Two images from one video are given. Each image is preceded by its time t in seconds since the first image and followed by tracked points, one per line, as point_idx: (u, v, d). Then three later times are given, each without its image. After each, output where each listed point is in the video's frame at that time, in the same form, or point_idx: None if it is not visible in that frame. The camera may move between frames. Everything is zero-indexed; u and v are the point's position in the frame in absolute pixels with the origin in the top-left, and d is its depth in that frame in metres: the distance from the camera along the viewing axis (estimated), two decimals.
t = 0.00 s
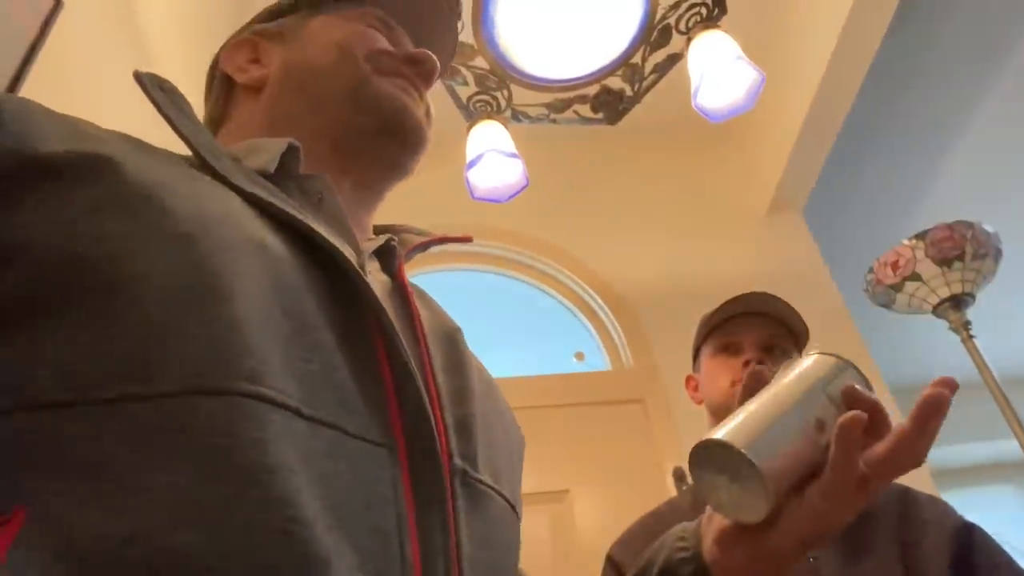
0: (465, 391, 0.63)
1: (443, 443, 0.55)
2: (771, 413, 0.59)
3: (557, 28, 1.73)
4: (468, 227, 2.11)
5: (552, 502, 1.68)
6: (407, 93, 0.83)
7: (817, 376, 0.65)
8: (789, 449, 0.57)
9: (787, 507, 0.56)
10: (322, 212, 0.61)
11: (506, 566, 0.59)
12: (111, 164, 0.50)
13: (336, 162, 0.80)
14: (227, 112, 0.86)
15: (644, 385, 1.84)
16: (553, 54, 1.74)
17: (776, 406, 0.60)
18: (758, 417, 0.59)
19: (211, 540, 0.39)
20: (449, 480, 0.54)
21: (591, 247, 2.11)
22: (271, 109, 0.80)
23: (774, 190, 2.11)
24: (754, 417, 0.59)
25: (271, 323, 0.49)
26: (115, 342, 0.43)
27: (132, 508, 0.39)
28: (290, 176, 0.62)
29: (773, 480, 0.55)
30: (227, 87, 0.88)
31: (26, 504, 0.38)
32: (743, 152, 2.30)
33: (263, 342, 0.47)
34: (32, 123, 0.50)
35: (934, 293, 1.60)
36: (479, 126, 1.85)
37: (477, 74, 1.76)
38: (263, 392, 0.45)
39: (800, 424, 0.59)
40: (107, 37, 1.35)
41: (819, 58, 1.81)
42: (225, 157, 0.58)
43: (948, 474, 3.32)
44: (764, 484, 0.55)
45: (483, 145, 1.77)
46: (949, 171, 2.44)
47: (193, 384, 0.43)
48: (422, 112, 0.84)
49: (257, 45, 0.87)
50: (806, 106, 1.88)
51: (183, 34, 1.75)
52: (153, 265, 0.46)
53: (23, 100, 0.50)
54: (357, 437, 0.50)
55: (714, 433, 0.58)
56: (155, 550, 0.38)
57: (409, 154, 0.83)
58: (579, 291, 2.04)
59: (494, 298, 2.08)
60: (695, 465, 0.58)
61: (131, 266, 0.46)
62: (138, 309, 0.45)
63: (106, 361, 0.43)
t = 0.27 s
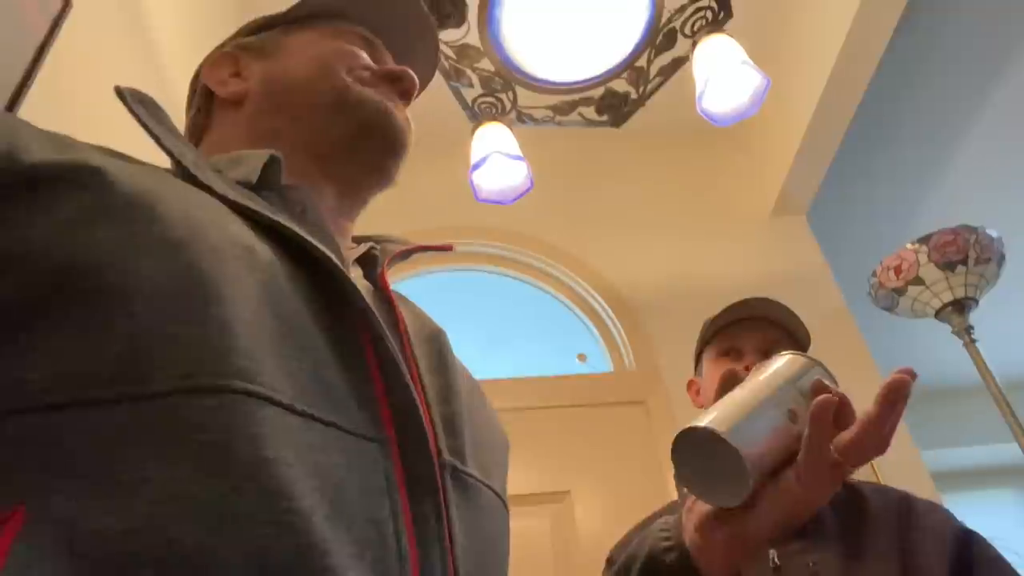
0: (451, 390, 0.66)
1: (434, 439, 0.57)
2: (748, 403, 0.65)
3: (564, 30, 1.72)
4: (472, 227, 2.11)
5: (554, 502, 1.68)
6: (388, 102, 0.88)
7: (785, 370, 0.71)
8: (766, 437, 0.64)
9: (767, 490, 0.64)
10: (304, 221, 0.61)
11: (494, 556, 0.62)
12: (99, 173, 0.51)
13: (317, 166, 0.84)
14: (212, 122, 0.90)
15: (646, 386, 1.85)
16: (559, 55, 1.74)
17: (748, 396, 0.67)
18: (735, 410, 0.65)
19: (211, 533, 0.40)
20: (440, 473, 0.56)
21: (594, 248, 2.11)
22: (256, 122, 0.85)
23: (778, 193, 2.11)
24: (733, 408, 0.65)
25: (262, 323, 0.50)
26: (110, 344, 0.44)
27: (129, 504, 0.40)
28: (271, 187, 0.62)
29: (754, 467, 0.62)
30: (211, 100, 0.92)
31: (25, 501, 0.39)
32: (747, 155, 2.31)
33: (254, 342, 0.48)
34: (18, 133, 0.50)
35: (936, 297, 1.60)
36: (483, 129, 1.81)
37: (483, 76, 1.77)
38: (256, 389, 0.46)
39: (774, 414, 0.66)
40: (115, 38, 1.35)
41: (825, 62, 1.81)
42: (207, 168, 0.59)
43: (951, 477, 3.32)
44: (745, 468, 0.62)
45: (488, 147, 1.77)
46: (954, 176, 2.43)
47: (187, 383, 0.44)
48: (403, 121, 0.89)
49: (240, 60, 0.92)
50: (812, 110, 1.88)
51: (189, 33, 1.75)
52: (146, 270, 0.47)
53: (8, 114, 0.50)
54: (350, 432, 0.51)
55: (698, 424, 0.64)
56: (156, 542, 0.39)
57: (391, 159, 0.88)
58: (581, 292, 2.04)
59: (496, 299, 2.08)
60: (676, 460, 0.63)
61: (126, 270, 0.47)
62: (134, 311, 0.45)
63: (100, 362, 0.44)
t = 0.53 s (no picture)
0: (446, 383, 0.66)
1: (431, 431, 0.58)
2: (748, 374, 0.67)
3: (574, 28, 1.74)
4: (477, 225, 2.12)
5: (556, 501, 1.68)
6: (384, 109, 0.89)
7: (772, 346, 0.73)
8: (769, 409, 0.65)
9: (767, 455, 0.66)
10: (296, 219, 0.62)
11: (496, 550, 0.62)
12: (91, 177, 0.52)
13: (306, 170, 0.85)
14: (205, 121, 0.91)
15: (649, 385, 1.85)
16: (566, 53, 1.73)
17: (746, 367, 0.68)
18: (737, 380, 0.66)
19: (213, 525, 0.41)
20: (439, 464, 0.57)
21: (600, 247, 2.11)
22: (249, 123, 0.85)
23: (784, 193, 2.11)
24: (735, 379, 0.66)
25: (257, 320, 0.50)
26: (108, 343, 0.45)
27: (128, 500, 0.40)
28: (261, 187, 0.63)
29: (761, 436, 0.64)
30: (206, 98, 0.93)
31: (27, 499, 0.39)
32: (753, 155, 2.31)
33: (249, 338, 0.48)
34: (8, 140, 0.51)
35: (940, 299, 1.60)
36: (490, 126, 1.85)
37: (489, 74, 1.77)
38: (253, 384, 0.46)
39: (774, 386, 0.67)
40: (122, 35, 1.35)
41: (831, 62, 1.81)
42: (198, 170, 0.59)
43: (955, 479, 3.31)
44: (750, 437, 0.63)
45: (494, 145, 1.78)
46: (960, 177, 2.43)
47: (184, 380, 0.44)
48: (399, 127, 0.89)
49: (236, 58, 0.93)
50: (818, 110, 1.88)
51: (197, 30, 1.75)
52: (143, 269, 0.48)
53: None
54: (348, 425, 0.52)
55: (708, 395, 0.64)
56: (157, 535, 0.39)
57: (383, 165, 0.88)
58: (585, 291, 2.04)
59: (500, 297, 2.09)
60: (684, 431, 0.64)
61: (123, 270, 0.47)
62: (131, 309, 0.46)
63: (97, 361, 0.44)
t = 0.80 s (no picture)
0: (444, 381, 0.66)
1: (429, 427, 0.58)
2: (737, 364, 0.69)
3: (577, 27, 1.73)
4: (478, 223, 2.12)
5: (555, 498, 1.69)
6: (385, 114, 0.89)
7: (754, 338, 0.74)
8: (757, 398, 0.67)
9: (756, 442, 0.70)
10: (294, 218, 0.62)
11: (495, 547, 0.62)
12: (90, 174, 0.52)
13: (302, 171, 0.85)
14: (204, 117, 0.92)
15: (650, 384, 1.85)
16: (570, 53, 1.74)
17: (733, 359, 0.70)
18: (726, 371, 0.68)
19: (213, 521, 0.41)
20: (438, 460, 0.57)
21: (601, 246, 2.11)
22: (249, 122, 0.86)
23: (786, 192, 2.11)
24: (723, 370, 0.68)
25: (256, 318, 0.51)
26: (109, 339, 0.45)
27: (129, 496, 0.40)
28: (258, 185, 0.63)
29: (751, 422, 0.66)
30: (207, 94, 0.93)
31: (29, 496, 0.39)
32: (755, 154, 2.31)
33: (249, 335, 0.49)
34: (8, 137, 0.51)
35: (941, 298, 1.60)
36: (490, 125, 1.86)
37: (491, 71, 1.77)
38: (252, 381, 0.47)
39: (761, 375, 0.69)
40: (123, 32, 1.35)
41: (833, 61, 1.81)
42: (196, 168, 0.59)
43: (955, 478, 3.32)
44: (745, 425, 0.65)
45: (495, 143, 1.78)
46: (962, 177, 2.43)
47: (185, 376, 0.45)
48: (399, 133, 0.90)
49: (238, 55, 0.94)
50: (819, 110, 1.88)
51: (199, 27, 1.75)
52: (143, 267, 0.48)
53: None
54: (348, 422, 0.52)
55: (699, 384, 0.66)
56: (158, 532, 0.40)
57: (381, 169, 0.88)
58: (586, 290, 2.04)
59: (500, 295, 2.08)
60: (679, 420, 0.66)
61: (123, 267, 0.48)
62: (132, 306, 0.46)
63: (98, 357, 0.44)
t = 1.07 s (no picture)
0: (441, 379, 0.66)
1: (426, 426, 0.58)
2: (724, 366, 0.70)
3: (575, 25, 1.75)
4: (475, 221, 2.12)
5: (552, 496, 1.69)
6: (384, 111, 0.89)
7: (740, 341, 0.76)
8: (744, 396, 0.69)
9: (745, 443, 0.69)
10: (292, 216, 0.62)
11: (491, 546, 0.62)
12: (87, 172, 0.52)
13: (300, 169, 0.85)
14: (202, 113, 0.91)
15: (647, 381, 1.85)
16: (569, 51, 1.75)
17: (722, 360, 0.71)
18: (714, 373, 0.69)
19: (211, 518, 0.41)
20: (435, 458, 0.57)
21: (598, 243, 2.11)
22: (248, 119, 0.86)
23: (783, 190, 2.11)
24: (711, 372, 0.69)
25: (252, 315, 0.50)
26: (105, 336, 0.45)
27: (125, 494, 0.40)
28: (255, 183, 0.63)
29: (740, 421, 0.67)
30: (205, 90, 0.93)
31: (24, 492, 0.39)
32: (753, 151, 2.31)
33: (245, 333, 0.49)
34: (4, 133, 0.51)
35: (938, 295, 1.60)
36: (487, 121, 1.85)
37: (488, 68, 1.76)
38: (249, 380, 0.47)
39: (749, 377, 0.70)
40: (121, 29, 1.34)
41: (831, 58, 1.80)
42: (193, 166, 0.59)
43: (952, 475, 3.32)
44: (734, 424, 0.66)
45: (492, 140, 1.77)
46: (960, 174, 2.43)
47: (182, 374, 0.45)
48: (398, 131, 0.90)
49: (237, 52, 0.94)
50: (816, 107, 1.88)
51: (197, 23, 1.75)
52: (139, 264, 0.48)
53: None
54: (345, 421, 0.52)
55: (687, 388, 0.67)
56: (153, 530, 0.40)
57: (379, 166, 0.88)
58: (584, 287, 2.04)
59: (496, 293, 2.09)
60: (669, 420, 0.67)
61: (119, 264, 0.48)
62: (128, 304, 0.46)
63: (94, 355, 0.44)
